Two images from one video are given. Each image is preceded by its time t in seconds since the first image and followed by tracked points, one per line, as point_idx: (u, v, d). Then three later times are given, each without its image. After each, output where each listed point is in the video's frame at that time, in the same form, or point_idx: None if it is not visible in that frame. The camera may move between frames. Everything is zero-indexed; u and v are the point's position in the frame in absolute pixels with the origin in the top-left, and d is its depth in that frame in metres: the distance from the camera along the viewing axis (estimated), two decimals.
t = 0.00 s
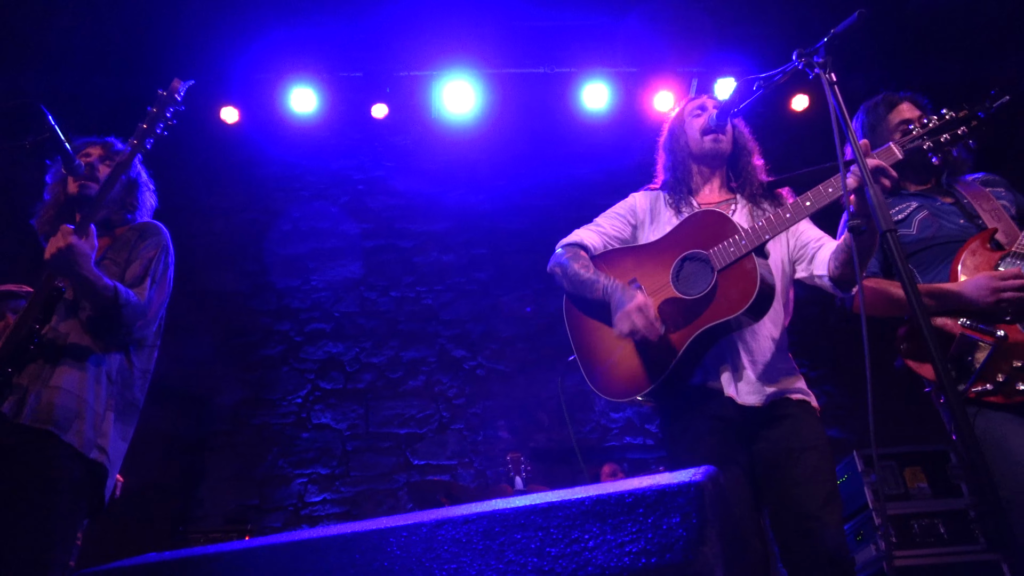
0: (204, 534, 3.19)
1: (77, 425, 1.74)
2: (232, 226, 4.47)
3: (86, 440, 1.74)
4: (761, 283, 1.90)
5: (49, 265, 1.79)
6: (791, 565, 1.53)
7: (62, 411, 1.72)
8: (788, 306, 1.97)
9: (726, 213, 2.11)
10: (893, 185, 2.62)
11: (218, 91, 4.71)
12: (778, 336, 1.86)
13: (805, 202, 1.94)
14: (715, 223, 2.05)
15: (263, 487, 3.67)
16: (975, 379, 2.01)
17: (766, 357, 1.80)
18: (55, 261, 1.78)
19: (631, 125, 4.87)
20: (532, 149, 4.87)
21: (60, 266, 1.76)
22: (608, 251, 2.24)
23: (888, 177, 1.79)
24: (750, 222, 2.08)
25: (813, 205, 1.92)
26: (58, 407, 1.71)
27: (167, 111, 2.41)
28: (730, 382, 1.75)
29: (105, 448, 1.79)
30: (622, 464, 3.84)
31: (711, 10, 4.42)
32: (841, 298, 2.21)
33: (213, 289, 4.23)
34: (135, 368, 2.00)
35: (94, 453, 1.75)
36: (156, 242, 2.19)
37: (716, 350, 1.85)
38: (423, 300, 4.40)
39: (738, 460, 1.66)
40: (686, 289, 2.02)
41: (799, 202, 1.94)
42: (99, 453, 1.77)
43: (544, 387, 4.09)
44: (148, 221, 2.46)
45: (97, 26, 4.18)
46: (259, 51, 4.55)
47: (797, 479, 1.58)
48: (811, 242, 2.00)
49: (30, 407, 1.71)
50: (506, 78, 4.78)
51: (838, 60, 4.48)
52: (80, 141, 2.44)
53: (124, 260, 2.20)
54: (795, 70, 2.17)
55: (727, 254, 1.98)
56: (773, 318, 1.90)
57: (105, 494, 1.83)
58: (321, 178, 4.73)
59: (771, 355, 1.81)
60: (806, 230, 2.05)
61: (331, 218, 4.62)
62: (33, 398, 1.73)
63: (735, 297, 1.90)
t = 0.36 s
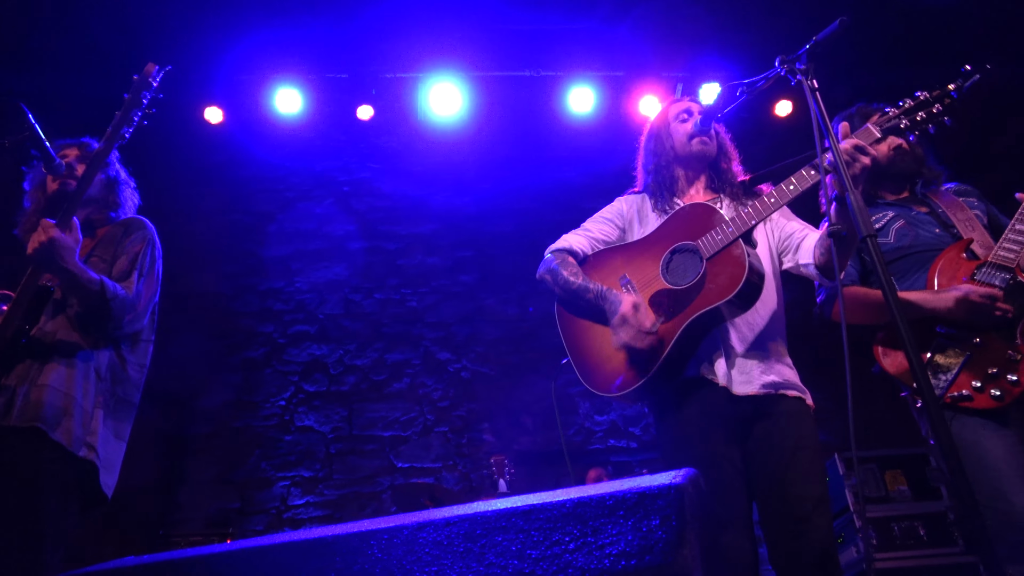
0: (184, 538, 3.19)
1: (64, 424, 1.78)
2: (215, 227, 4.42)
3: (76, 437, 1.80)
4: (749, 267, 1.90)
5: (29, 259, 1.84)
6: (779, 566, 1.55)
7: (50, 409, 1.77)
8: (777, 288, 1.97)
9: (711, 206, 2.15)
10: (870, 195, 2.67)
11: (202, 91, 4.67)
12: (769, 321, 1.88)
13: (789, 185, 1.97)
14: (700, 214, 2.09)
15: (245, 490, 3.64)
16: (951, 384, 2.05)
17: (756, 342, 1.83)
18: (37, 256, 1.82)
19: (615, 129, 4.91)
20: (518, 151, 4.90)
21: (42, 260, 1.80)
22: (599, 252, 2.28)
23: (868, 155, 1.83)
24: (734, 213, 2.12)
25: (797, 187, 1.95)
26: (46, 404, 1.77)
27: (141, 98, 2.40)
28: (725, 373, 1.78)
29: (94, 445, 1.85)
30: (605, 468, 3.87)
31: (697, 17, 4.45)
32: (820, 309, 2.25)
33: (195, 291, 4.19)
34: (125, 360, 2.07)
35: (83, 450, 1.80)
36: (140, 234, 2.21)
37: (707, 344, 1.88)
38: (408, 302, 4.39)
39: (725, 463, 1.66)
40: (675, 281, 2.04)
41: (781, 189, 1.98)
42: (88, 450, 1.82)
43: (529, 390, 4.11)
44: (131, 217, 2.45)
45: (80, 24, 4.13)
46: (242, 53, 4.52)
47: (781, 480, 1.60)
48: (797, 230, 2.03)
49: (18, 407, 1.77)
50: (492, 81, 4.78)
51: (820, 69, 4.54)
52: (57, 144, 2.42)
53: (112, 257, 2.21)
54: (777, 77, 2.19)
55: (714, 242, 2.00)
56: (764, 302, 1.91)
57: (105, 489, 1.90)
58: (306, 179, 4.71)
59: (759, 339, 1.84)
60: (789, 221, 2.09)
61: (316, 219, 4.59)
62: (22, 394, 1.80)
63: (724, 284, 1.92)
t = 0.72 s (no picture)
0: (168, 539, 3.16)
1: (54, 421, 1.81)
2: (200, 227, 4.36)
3: (64, 434, 1.82)
4: (735, 263, 1.90)
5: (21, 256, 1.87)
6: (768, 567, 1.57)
7: (40, 406, 1.80)
8: (765, 284, 1.98)
9: (697, 203, 2.16)
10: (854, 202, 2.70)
11: (187, 90, 4.61)
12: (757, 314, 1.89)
13: (772, 180, 1.95)
14: (686, 212, 2.10)
15: (230, 491, 3.63)
16: (935, 387, 2.07)
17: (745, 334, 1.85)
18: (24, 252, 1.85)
19: (603, 131, 4.91)
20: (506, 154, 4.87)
21: (29, 256, 1.83)
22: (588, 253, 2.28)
23: (847, 147, 1.87)
24: (719, 210, 2.12)
25: (779, 182, 1.92)
26: (35, 403, 1.79)
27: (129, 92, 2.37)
28: (718, 369, 1.78)
29: (84, 441, 1.86)
30: (591, 470, 3.90)
31: (685, 21, 4.48)
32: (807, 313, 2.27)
33: (180, 290, 4.16)
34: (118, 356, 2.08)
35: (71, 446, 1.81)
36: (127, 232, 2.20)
37: (697, 340, 1.86)
38: (395, 303, 4.38)
39: (710, 463, 1.67)
40: (663, 277, 2.07)
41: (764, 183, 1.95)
42: (76, 446, 1.83)
43: (516, 391, 4.13)
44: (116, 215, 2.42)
45: (64, 20, 4.08)
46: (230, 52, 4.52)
47: (769, 482, 1.62)
48: (788, 220, 2.05)
49: (9, 406, 1.78)
50: (480, 83, 4.79)
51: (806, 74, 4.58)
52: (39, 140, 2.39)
53: (99, 253, 2.19)
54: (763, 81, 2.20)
55: (700, 240, 2.01)
56: (750, 297, 1.92)
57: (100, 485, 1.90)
58: (293, 180, 4.66)
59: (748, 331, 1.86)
60: (777, 215, 2.10)
61: (303, 219, 4.55)
62: (12, 391, 1.82)
63: (712, 280, 1.92)
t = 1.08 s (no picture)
0: (145, 541, 3.13)
1: (27, 415, 1.82)
2: (180, 226, 4.32)
3: (39, 429, 1.82)
4: (722, 274, 1.91)
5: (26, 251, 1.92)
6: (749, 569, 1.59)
7: (15, 398, 1.81)
8: (752, 296, 1.97)
9: (686, 213, 2.17)
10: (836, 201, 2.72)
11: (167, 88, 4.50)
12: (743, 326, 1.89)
13: (759, 193, 1.97)
14: (674, 223, 2.11)
15: (208, 492, 3.60)
16: (915, 387, 2.10)
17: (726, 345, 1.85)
18: (30, 245, 1.90)
19: (587, 134, 4.92)
20: (491, 156, 4.86)
21: (36, 248, 1.88)
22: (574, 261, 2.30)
23: (835, 162, 1.87)
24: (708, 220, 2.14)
25: (765, 195, 1.95)
26: (11, 394, 1.81)
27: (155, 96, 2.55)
28: (698, 379, 1.79)
29: (54, 439, 1.85)
30: (573, 472, 3.91)
31: (670, 24, 4.50)
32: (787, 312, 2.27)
33: (160, 289, 4.11)
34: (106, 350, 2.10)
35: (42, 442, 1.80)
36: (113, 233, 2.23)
37: (683, 350, 1.89)
38: (378, 304, 4.36)
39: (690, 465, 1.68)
40: (650, 287, 2.05)
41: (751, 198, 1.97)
42: (47, 443, 1.82)
43: (498, 393, 4.13)
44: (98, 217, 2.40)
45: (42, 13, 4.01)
46: (216, 48, 4.50)
47: (749, 483, 1.64)
48: (776, 235, 2.04)
49: None
50: (465, 84, 4.78)
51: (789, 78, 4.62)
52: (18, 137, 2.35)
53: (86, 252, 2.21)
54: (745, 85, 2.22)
55: (687, 250, 2.02)
56: (736, 311, 1.92)
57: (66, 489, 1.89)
58: (276, 179, 4.61)
59: (730, 342, 1.86)
60: (765, 230, 2.09)
61: (285, 218, 4.51)
62: None
63: (698, 291, 1.93)
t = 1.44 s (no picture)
0: (122, 542, 3.10)
1: (9, 409, 1.99)
2: (160, 223, 4.26)
3: (15, 425, 1.99)
4: (703, 281, 1.92)
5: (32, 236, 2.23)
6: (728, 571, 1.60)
7: None
8: (735, 300, 1.99)
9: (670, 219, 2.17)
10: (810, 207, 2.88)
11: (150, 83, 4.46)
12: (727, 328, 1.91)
13: (742, 201, 1.97)
14: (658, 228, 2.11)
15: (187, 493, 3.57)
16: (921, 380, 2.21)
17: (709, 350, 1.86)
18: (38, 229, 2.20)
19: (571, 136, 4.96)
20: (476, 156, 4.87)
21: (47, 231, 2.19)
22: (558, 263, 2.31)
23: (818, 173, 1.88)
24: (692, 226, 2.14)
25: (749, 204, 1.95)
26: None
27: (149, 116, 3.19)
28: (681, 386, 1.80)
29: (30, 436, 2.03)
30: (554, 473, 3.92)
31: (653, 27, 4.52)
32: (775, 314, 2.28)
33: (138, 286, 4.05)
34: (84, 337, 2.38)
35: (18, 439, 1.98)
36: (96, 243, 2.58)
37: (664, 355, 1.89)
38: (360, 304, 4.34)
39: (672, 468, 1.68)
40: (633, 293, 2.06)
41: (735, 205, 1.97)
42: (24, 440, 2.01)
43: (480, 394, 4.13)
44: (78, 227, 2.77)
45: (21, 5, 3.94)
46: (198, 45, 4.45)
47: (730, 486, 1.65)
48: (757, 241, 2.06)
49: None
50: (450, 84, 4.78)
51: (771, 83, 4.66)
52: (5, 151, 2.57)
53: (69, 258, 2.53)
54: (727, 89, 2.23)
55: (670, 257, 2.02)
56: (720, 314, 1.93)
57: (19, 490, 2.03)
58: (258, 177, 4.58)
59: (713, 347, 1.87)
60: (750, 235, 2.10)
61: (267, 217, 4.48)
62: None
63: (681, 297, 1.93)
